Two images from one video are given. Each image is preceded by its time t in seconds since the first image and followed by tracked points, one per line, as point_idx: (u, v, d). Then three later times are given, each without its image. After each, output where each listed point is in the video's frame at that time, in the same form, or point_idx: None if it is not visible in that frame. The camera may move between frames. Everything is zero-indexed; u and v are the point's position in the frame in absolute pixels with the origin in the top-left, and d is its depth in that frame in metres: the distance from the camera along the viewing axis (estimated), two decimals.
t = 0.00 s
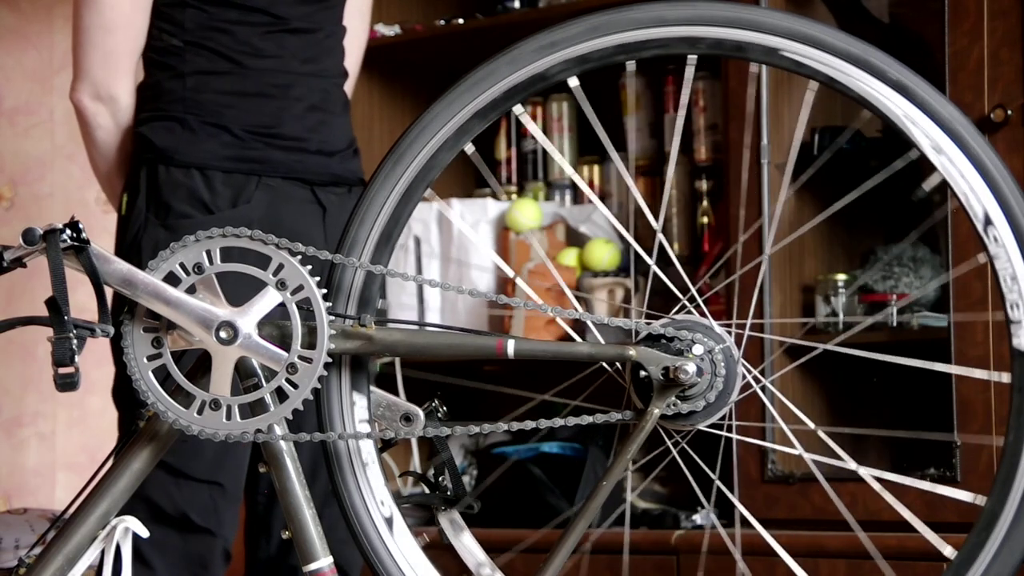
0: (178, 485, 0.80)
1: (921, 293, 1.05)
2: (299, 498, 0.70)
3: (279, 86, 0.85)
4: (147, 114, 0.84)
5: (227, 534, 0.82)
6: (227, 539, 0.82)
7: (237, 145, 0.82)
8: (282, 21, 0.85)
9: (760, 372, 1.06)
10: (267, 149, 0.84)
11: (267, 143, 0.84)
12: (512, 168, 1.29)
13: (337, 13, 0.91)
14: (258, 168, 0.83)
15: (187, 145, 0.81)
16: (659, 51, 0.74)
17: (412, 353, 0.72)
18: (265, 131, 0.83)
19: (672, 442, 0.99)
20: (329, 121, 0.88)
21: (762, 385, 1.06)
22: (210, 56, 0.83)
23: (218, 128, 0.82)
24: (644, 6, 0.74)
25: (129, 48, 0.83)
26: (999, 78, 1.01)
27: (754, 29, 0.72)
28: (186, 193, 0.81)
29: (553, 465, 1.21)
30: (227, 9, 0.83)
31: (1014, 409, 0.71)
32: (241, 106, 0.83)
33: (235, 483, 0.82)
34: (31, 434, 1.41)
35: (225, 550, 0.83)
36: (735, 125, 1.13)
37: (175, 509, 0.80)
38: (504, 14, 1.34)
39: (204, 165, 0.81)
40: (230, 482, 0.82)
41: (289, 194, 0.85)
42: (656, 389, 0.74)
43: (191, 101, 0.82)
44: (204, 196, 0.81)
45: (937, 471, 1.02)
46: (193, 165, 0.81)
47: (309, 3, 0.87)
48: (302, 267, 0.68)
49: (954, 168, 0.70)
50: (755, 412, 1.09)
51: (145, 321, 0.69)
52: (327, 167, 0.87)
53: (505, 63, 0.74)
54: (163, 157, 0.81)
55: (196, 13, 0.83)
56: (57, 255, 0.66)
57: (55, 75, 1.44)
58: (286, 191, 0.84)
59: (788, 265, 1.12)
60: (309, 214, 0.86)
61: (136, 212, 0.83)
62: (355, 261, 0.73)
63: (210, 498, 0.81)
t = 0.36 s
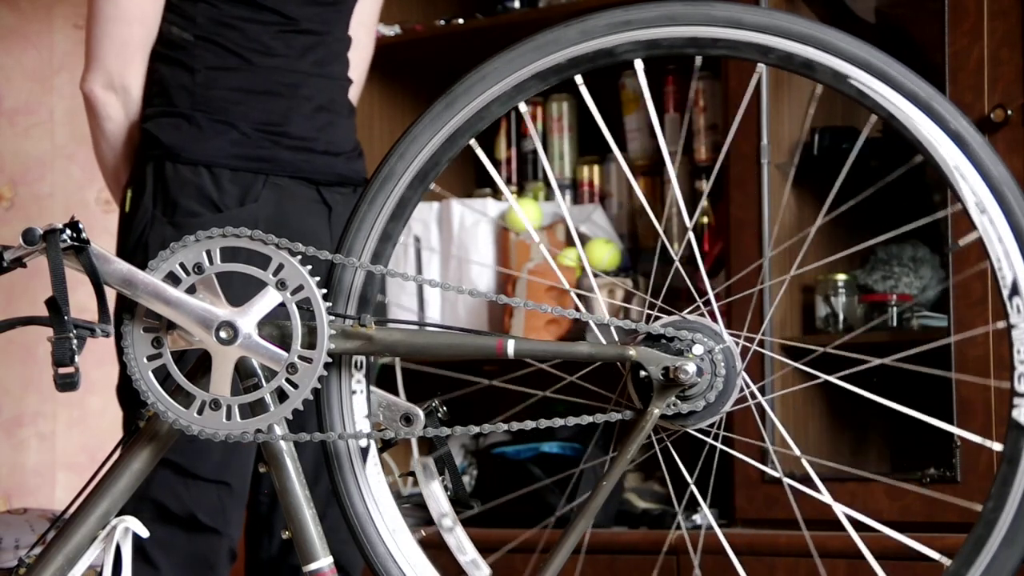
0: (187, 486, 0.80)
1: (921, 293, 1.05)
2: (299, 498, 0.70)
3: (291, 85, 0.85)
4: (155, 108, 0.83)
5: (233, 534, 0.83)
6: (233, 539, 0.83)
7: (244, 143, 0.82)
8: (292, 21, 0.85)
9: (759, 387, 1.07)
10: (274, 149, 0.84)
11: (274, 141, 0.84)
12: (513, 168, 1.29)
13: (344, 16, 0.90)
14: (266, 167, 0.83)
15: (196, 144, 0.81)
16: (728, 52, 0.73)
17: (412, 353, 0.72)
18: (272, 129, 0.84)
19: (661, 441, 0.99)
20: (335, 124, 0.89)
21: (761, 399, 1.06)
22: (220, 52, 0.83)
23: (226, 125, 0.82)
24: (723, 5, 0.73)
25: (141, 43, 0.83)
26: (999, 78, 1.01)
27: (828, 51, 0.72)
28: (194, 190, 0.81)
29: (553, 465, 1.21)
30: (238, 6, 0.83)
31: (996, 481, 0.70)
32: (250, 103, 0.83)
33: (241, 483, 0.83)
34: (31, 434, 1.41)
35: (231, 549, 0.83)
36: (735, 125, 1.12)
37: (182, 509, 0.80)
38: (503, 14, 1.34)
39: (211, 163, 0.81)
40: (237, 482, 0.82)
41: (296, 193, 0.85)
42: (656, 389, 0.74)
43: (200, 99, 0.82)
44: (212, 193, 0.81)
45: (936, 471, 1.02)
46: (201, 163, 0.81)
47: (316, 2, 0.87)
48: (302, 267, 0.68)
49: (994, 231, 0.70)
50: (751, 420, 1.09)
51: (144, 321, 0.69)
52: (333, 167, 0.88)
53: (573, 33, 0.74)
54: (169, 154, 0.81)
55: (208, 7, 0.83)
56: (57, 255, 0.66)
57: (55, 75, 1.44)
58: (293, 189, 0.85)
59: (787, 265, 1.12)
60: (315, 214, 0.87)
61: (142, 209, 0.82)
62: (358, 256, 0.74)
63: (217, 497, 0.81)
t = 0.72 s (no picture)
0: (175, 482, 0.80)
1: (921, 293, 1.05)
2: (299, 498, 0.70)
3: (285, 87, 0.85)
4: (134, 105, 0.84)
5: (219, 531, 0.82)
6: (218, 536, 0.82)
7: (224, 141, 0.82)
8: (287, 28, 0.85)
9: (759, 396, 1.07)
10: (254, 146, 0.83)
11: (253, 140, 0.84)
12: (514, 168, 1.29)
13: (352, 39, 0.91)
14: (243, 164, 0.83)
15: (180, 139, 0.81)
16: (766, 59, 0.75)
17: (412, 354, 0.72)
18: (258, 131, 0.83)
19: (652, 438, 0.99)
20: (324, 128, 0.88)
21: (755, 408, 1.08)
22: (209, 50, 0.83)
23: (202, 122, 0.82)
24: (765, 11, 0.75)
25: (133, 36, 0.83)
26: (1000, 77, 1.01)
27: (864, 68, 0.73)
28: (172, 187, 0.81)
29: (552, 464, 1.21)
30: (235, 7, 0.83)
31: (981, 518, 0.70)
32: (237, 101, 0.83)
33: (225, 480, 0.82)
34: (31, 434, 1.41)
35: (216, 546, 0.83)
36: (736, 124, 1.12)
37: (160, 504, 0.80)
38: (504, 14, 1.34)
39: (188, 159, 0.81)
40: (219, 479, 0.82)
41: (274, 193, 0.85)
42: (656, 389, 0.74)
43: (178, 92, 0.82)
44: (189, 190, 0.81)
45: (937, 470, 1.02)
46: (178, 159, 0.81)
47: (320, 19, 0.88)
48: (302, 267, 0.68)
49: (1009, 267, 0.71)
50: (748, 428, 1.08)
51: (145, 321, 0.69)
52: (315, 168, 0.87)
53: (607, 25, 0.75)
54: (148, 150, 0.82)
55: (202, 4, 0.83)
56: (57, 255, 0.66)
57: (55, 75, 1.44)
58: (270, 188, 0.84)
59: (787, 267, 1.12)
60: (294, 213, 0.86)
61: (122, 205, 0.82)
62: (372, 225, 0.75)
63: (200, 494, 0.81)
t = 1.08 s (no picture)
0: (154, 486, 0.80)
1: (921, 293, 1.05)
2: (299, 498, 0.70)
3: (284, 94, 0.85)
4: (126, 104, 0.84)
5: (191, 531, 0.82)
6: (187, 535, 0.81)
7: (211, 146, 0.83)
8: (291, 38, 0.85)
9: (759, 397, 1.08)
10: (245, 154, 0.84)
11: (246, 147, 0.84)
12: (514, 168, 1.29)
13: (356, 50, 0.91)
14: (232, 171, 0.83)
15: (174, 141, 0.82)
16: (770, 60, 0.75)
17: (412, 353, 0.72)
18: (249, 142, 0.84)
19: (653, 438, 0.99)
20: (316, 134, 0.88)
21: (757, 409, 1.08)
22: (207, 54, 0.83)
23: (188, 126, 0.82)
24: (770, 12, 0.75)
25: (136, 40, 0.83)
26: (999, 78, 1.01)
27: (868, 70, 0.73)
28: (161, 191, 0.82)
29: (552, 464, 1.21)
30: (238, 13, 0.84)
31: (979, 522, 0.70)
32: (221, 108, 0.83)
33: (202, 483, 0.82)
34: (31, 434, 1.41)
35: (184, 547, 0.82)
36: (737, 124, 1.12)
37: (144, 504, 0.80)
38: (504, 14, 1.34)
39: (178, 165, 0.82)
40: (197, 483, 0.82)
41: (264, 199, 0.85)
42: (657, 389, 0.74)
43: (174, 94, 0.82)
44: (176, 194, 0.82)
45: (937, 470, 1.02)
46: (169, 164, 0.82)
47: (322, 30, 0.87)
48: (302, 267, 0.68)
49: (1011, 271, 0.71)
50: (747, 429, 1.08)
51: (145, 320, 0.69)
52: (306, 176, 0.87)
53: (610, 24, 0.75)
54: (139, 151, 0.82)
55: (205, 9, 0.83)
56: (57, 255, 0.66)
57: (55, 74, 1.44)
58: (261, 195, 0.85)
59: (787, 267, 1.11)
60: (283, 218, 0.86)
61: (112, 205, 0.83)
62: (374, 220, 0.75)
63: (172, 497, 0.81)
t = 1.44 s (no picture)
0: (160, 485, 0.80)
1: (921, 293, 1.05)
2: (299, 498, 0.70)
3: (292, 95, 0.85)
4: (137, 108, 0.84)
5: (201, 531, 0.82)
6: (197, 536, 0.82)
7: (221, 146, 0.83)
8: (298, 40, 0.85)
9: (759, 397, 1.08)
10: (254, 155, 0.84)
11: (255, 149, 0.84)
12: (515, 167, 1.29)
13: (361, 45, 0.91)
14: (242, 172, 0.83)
15: (182, 144, 0.82)
16: (767, 59, 0.75)
17: (412, 353, 0.72)
18: (259, 141, 0.84)
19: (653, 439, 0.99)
20: (324, 134, 0.88)
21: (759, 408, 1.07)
22: (212, 57, 0.83)
23: (197, 127, 0.82)
24: (768, 12, 0.75)
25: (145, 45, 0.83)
26: (999, 78, 1.01)
27: (867, 70, 0.73)
28: (169, 192, 0.82)
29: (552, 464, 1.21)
30: (242, 17, 0.84)
31: (980, 520, 0.70)
32: (231, 107, 0.83)
33: (211, 482, 0.82)
34: (31, 434, 1.41)
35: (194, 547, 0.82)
36: (736, 124, 1.12)
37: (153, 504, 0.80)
38: (503, 14, 1.34)
39: (189, 167, 0.82)
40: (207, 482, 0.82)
41: (276, 200, 0.85)
42: (657, 389, 0.74)
43: (181, 97, 0.82)
44: (186, 196, 0.82)
45: (937, 470, 1.02)
46: (179, 166, 0.82)
47: (327, 29, 0.87)
48: (302, 267, 0.68)
49: (1010, 269, 0.71)
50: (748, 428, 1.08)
51: (145, 321, 0.69)
52: (314, 175, 0.87)
53: (609, 24, 0.75)
54: (150, 156, 0.82)
55: (209, 14, 0.84)
56: (57, 255, 0.66)
57: (55, 74, 1.44)
58: (272, 196, 0.85)
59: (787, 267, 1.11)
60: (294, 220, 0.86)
61: (123, 208, 0.83)
62: (373, 223, 0.75)
63: (182, 497, 0.81)
